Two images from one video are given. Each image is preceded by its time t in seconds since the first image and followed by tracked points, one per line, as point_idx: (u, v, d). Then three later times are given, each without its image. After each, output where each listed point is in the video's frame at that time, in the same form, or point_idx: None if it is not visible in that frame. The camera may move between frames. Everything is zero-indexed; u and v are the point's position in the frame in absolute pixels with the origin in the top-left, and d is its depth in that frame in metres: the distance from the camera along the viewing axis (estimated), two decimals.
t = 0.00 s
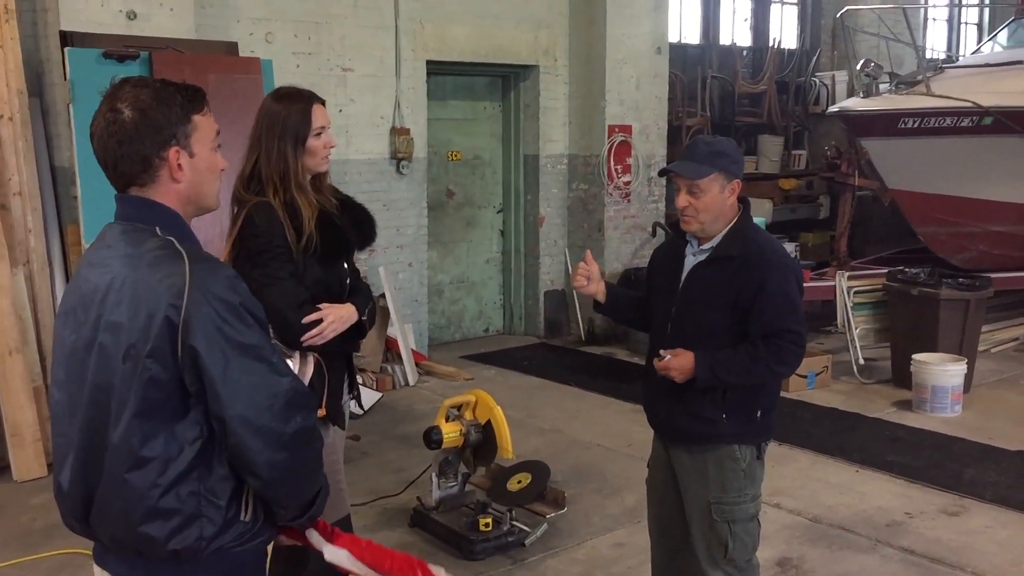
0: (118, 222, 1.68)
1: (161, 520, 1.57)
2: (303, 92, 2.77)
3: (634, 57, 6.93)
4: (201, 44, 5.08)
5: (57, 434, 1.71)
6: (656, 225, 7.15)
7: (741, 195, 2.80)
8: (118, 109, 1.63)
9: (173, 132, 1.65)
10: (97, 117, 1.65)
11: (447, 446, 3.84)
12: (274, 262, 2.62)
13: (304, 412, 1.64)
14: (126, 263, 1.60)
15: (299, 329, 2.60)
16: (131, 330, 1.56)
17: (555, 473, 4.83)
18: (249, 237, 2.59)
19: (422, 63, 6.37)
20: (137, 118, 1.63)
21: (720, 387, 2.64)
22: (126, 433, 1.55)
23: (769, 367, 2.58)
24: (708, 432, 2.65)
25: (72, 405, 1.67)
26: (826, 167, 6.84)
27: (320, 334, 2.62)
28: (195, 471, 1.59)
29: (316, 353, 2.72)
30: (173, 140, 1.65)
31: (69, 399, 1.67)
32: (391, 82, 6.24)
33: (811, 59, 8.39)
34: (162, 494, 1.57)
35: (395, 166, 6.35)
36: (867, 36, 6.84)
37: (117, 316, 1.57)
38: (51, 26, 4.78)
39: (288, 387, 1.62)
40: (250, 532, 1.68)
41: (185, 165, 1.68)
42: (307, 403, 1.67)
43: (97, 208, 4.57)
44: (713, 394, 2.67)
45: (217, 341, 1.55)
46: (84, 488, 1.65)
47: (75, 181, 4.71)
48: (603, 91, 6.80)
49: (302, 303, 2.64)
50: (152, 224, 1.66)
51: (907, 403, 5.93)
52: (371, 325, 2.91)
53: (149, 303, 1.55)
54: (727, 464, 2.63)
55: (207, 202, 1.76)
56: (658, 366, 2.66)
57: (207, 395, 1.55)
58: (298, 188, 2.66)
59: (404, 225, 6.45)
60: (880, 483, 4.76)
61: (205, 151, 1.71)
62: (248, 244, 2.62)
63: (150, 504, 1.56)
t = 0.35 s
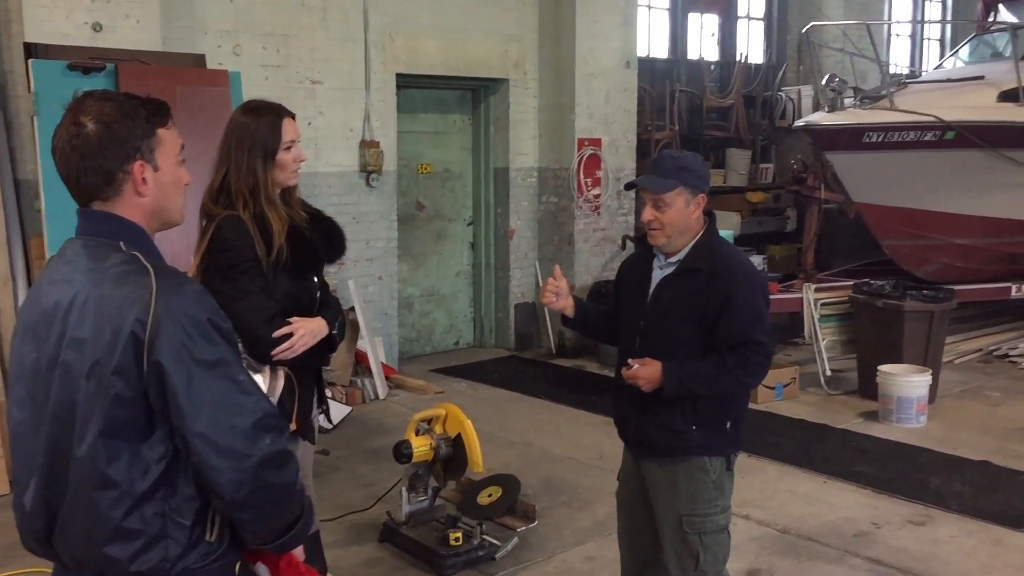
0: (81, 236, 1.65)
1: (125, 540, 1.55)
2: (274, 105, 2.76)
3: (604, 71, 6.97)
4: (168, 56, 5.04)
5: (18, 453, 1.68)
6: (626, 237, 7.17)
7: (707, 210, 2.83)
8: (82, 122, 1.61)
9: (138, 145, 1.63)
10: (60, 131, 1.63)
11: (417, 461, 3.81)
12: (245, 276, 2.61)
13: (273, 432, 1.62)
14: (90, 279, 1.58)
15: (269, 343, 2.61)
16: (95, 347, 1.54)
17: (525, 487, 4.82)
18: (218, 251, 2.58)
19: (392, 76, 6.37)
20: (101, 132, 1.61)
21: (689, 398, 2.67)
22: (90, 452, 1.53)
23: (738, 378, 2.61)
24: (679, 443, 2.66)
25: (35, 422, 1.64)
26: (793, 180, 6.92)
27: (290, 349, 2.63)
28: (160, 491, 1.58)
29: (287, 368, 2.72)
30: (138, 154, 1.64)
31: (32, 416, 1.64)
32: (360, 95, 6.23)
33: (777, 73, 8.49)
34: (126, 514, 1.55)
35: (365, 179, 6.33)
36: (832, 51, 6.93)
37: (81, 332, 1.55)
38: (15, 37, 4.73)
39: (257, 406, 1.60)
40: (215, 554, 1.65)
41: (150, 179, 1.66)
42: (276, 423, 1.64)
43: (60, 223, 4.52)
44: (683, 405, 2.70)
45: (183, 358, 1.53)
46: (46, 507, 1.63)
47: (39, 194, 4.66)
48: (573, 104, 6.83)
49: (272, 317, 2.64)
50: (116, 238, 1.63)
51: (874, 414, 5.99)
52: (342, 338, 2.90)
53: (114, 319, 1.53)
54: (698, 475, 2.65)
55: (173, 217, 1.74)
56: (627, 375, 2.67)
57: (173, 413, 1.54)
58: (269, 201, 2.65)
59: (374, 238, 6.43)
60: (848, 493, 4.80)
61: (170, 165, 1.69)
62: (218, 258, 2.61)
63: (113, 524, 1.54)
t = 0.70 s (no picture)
0: (40, 255, 1.63)
1: (80, 564, 1.53)
2: (239, 122, 2.76)
3: (569, 88, 7.02)
4: (132, 70, 5.01)
5: None
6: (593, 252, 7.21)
7: (670, 226, 2.85)
8: (40, 141, 1.60)
9: (98, 165, 1.62)
10: (19, 150, 1.62)
11: (383, 477, 3.78)
12: (209, 293, 2.59)
13: (228, 455, 1.61)
14: (49, 296, 1.57)
15: (234, 361, 2.59)
16: (53, 366, 1.53)
17: (492, 503, 4.81)
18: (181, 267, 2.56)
19: (358, 91, 6.36)
20: (60, 152, 1.59)
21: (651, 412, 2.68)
22: (47, 472, 1.50)
23: (699, 392, 2.63)
24: (641, 457, 2.67)
25: None
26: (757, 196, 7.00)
27: (255, 366, 2.62)
28: (117, 513, 1.56)
29: (251, 386, 2.71)
30: (98, 174, 1.62)
31: None
32: (326, 110, 6.21)
33: (740, 90, 8.61)
34: (82, 537, 1.52)
35: (331, 195, 6.31)
36: (794, 68, 7.03)
37: (39, 350, 1.54)
38: None
39: (213, 428, 1.59)
40: None
41: (110, 200, 1.65)
42: (232, 445, 1.63)
43: (17, 241, 4.45)
44: (645, 419, 2.71)
45: (140, 378, 1.51)
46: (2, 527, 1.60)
47: None
48: (539, 120, 6.86)
49: (236, 334, 2.62)
50: (76, 256, 1.61)
51: (837, 427, 6.06)
52: (307, 354, 2.88)
53: (72, 337, 1.52)
54: (661, 488, 2.67)
55: (135, 236, 1.73)
56: (589, 386, 2.68)
57: (129, 435, 1.52)
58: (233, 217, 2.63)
59: (339, 254, 6.40)
60: (812, 506, 4.85)
61: (132, 185, 1.68)
62: (180, 273, 2.60)
63: (70, 547, 1.52)
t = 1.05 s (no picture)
0: None
1: None
2: (202, 137, 2.75)
3: (534, 103, 7.04)
4: (93, 85, 4.96)
5: None
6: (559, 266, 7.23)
7: (632, 242, 2.87)
8: None
9: (56, 180, 1.62)
10: None
11: (349, 494, 3.73)
12: (168, 310, 2.57)
13: (191, 471, 1.61)
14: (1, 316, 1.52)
15: (195, 379, 2.56)
16: (6, 387, 1.48)
17: (458, 519, 4.79)
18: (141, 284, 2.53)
19: (323, 106, 6.35)
20: (17, 166, 1.59)
21: (614, 424, 2.69)
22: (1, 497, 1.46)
23: (661, 405, 2.65)
24: (605, 469, 2.68)
25: None
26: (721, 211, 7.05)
27: (216, 384, 2.59)
28: (74, 536, 1.52)
29: (213, 404, 2.67)
30: (56, 188, 1.62)
31: None
32: (291, 125, 6.19)
33: (704, 106, 8.70)
34: (38, 561, 1.47)
35: (295, 210, 6.28)
36: (756, 85, 7.12)
37: None
38: None
39: (176, 445, 1.58)
40: None
41: (68, 215, 1.64)
42: (193, 462, 1.63)
43: None
44: (608, 431, 2.71)
45: (101, 398, 1.50)
46: None
47: None
48: (504, 135, 6.88)
49: (196, 352, 2.60)
50: (32, 274, 1.57)
51: (801, 440, 6.11)
52: (270, 371, 2.86)
53: (27, 358, 1.49)
54: (625, 502, 2.68)
55: (92, 251, 1.72)
56: (552, 399, 2.67)
57: (91, 455, 1.49)
58: (193, 232, 2.61)
59: (304, 269, 6.37)
60: (776, 519, 4.88)
61: (89, 200, 1.68)
62: (138, 290, 2.58)
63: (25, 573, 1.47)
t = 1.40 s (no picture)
0: None
1: None
2: (151, 151, 2.70)
3: (491, 117, 7.05)
4: (42, 99, 4.88)
5: None
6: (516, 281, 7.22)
7: (587, 261, 2.87)
8: None
9: (12, 197, 1.59)
10: None
11: (305, 512, 3.65)
12: (118, 328, 2.52)
13: (141, 497, 1.58)
14: None
15: (145, 396, 2.51)
16: None
17: (415, 535, 4.76)
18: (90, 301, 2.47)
19: (278, 120, 6.31)
20: None
21: (566, 438, 2.69)
22: None
23: (611, 419, 2.65)
24: (558, 484, 2.68)
25: None
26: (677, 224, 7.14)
27: (167, 402, 2.54)
28: (23, 559, 1.50)
29: (164, 422, 2.62)
30: (13, 206, 1.59)
31: None
32: (245, 139, 6.14)
33: (659, 121, 8.78)
34: None
35: (251, 225, 6.22)
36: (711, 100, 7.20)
37: None
38: None
39: (126, 470, 1.55)
40: None
41: (24, 232, 1.61)
42: (145, 487, 1.59)
43: None
44: (560, 445, 2.71)
45: (51, 420, 1.46)
46: None
47: None
48: (462, 149, 6.89)
49: (147, 369, 2.55)
50: None
51: (757, 451, 6.17)
52: (223, 388, 2.82)
53: None
54: (579, 515, 2.68)
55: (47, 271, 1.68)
56: (502, 414, 2.66)
57: (38, 479, 1.46)
58: (144, 248, 2.57)
59: (260, 284, 6.31)
60: (733, 530, 4.91)
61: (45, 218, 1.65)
62: (86, 308, 2.52)
63: None
